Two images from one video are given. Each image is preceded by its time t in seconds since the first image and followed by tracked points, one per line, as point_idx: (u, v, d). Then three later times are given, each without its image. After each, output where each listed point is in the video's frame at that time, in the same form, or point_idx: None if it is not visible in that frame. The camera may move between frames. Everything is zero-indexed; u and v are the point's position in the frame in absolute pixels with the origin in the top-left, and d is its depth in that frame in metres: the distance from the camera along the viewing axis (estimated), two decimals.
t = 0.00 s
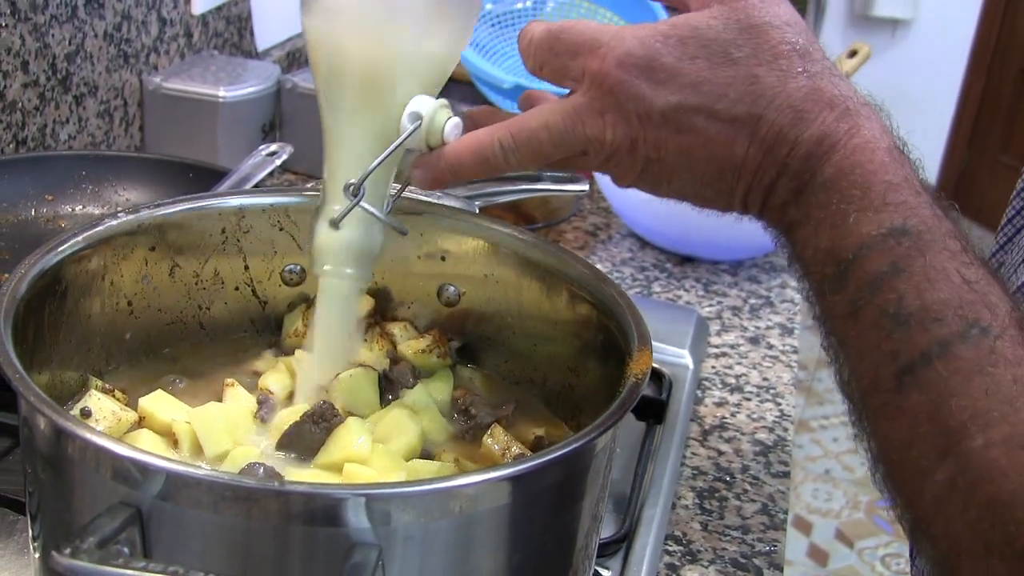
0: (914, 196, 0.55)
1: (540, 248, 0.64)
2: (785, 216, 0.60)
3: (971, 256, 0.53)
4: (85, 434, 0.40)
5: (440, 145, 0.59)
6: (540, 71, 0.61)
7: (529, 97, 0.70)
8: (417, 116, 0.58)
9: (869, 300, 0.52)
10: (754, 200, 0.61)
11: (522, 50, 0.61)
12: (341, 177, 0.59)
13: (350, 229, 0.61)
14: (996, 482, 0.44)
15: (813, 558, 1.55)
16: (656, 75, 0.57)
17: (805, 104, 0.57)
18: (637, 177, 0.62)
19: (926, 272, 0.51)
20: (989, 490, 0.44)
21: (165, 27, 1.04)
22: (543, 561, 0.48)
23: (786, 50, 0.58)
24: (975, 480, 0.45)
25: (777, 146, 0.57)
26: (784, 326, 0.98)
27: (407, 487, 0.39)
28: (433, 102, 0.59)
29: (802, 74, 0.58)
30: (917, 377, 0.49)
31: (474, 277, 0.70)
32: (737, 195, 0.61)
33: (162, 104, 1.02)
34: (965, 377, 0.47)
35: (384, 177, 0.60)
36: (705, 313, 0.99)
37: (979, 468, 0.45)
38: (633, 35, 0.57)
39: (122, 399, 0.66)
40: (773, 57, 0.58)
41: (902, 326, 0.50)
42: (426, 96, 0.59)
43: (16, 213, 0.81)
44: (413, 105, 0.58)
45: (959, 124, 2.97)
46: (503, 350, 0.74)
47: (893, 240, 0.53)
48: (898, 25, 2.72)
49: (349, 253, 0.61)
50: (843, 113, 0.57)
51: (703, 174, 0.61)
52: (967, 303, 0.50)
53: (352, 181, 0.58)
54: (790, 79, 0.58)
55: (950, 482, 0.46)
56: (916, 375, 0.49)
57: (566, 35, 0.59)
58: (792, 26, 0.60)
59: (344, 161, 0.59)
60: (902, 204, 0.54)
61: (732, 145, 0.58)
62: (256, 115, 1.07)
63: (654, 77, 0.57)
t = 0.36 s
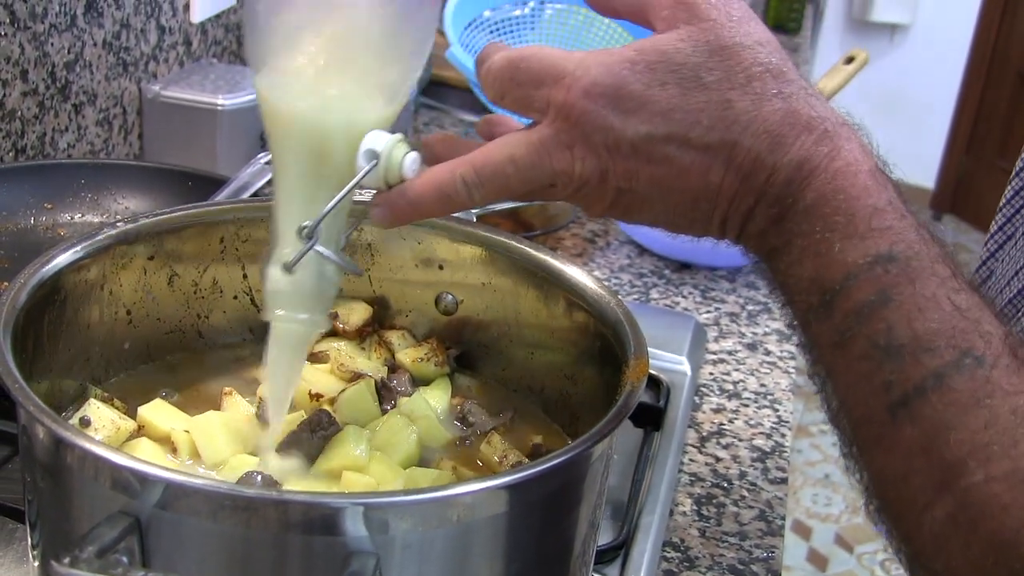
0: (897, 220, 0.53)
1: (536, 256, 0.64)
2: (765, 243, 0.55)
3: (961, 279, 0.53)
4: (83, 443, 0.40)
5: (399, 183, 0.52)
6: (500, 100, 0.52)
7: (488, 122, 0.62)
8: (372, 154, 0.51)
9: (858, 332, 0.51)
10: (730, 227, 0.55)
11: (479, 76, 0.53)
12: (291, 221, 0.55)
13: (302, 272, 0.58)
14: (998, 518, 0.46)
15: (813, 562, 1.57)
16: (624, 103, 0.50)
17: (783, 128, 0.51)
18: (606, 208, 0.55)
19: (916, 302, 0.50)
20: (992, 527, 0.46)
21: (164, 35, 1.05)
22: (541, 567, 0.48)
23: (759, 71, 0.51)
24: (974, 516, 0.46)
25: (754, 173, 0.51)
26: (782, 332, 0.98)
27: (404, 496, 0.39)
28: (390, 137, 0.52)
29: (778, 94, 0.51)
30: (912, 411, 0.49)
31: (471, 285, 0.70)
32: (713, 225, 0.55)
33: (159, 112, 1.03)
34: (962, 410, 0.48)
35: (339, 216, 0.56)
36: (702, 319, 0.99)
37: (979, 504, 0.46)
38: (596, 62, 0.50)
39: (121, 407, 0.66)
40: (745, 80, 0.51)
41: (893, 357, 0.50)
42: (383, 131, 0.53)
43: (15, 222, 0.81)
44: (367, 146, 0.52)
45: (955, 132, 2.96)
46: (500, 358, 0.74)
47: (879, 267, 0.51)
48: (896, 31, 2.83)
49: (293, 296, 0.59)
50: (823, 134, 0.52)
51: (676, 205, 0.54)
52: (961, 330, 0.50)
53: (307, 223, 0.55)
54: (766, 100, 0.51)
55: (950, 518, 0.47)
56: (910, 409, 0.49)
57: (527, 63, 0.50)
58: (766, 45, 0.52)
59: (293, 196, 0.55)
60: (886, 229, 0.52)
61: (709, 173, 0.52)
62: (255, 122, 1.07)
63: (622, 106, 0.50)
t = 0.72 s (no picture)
0: (884, 215, 0.52)
1: (536, 261, 0.65)
2: (744, 238, 0.54)
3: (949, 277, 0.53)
4: (82, 446, 0.40)
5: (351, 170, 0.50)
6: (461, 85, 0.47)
7: (438, 105, 0.54)
8: (324, 138, 0.49)
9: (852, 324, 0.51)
10: (707, 220, 0.53)
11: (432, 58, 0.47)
12: (239, 205, 0.50)
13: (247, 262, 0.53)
14: (992, 526, 0.47)
15: (811, 567, 1.58)
16: (601, 93, 0.46)
17: (767, 120, 0.49)
18: (574, 203, 0.52)
19: (907, 303, 0.51)
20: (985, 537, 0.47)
21: (163, 40, 1.05)
22: (539, 570, 0.48)
23: (740, 60, 0.48)
24: (968, 524, 0.47)
25: (737, 167, 0.49)
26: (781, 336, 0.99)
27: (403, 499, 0.39)
28: (342, 121, 0.50)
29: (760, 84, 0.49)
30: (903, 416, 0.50)
31: (469, 289, 0.70)
32: (689, 219, 0.53)
33: (159, 117, 1.02)
34: (955, 415, 0.49)
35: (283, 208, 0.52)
36: (701, 324, 1.00)
37: (970, 512, 0.47)
38: (569, 48, 0.46)
39: (120, 411, 0.66)
40: (727, 69, 0.48)
41: (883, 361, 0.50)
42: (335, 114, 0.50)
43: (14, 226, 0.81)
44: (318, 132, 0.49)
45: (955, 132, 2.97)
46: (498, 361, 0.74)
47: (867, 266, 0.51)
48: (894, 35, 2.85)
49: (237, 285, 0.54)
50: (807, 125, 0.50)
51: (652, 198, 0.52)
52: (955, 334, 0.50)
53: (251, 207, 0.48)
54: (749, 91, 0.48)
55: (942, 525, 0.48)
56: (901, 415, 0.50)
57: (493, 49, 0.46)
58: (746, 31, 0.50)
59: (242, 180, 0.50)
60: (873, 225, 0.51)
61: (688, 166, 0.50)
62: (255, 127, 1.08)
63: (599, 96, 0.46)
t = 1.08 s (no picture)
0: (928, 222, 0.49)
1: (533, 260, 0.65)
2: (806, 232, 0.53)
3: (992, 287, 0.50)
4: (78, 444, 0.40)
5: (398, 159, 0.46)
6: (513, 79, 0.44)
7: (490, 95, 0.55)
8: (374, 122, 0.46)
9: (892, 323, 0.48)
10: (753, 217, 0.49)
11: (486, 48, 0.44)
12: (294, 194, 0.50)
13: (316, 249, 0.53)
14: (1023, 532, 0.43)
15: (811, 568, 1.58)
16: (647, 87, 0.44)
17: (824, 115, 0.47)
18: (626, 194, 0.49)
19: (944, 307, 0.48)
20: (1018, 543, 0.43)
21: (161, 41, 1.05)
22: (537, 567, 0.48)
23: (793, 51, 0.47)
24: (1000, 530, 0.44)
25: (782, 165, 0.45)
26: (778, 336, 0.99)
27: (398, 496, 0.40)
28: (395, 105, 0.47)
29: (807, 84, 0.45)
30: (937, 420, 0.47)
31: (466, 289, 0.70)
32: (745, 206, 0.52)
33: (156, 118, 1.03)
34: (989, 421, 0.46)
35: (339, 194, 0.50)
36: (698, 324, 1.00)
37: (1003, 518, 0.44)
38: (607, 43, 0.43)
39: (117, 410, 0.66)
40: (775, 69, 0.44)
41: (921, 364, 0.47)
42: (388, 96, 0.47)
43: (12, 226, 0.81)
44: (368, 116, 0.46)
45: (954, 133, 2.98)
46: (496, 361, 0.74)
47: (909, 270, 0.48)
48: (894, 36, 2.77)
49: (296, 280, 0.54)
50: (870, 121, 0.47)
51: (700, 194, 0.48)
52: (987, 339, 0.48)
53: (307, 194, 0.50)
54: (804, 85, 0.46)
55: (973, 530, 0.45)
56: (936, 417, 0.47)
57: (549, 39, 0.43)
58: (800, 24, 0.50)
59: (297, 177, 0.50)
60: (917, 230, 0.48)
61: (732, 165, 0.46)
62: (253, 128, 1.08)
63: (643, 90, 0.44)
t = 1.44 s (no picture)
0: (960, 215, 0.52)
1: (533, 258, 0.65)
2: (829, 226, 0.56)
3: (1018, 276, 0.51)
4: (79, 442, 0.41)
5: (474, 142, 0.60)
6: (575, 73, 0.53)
7: (557, 84, 0.64)
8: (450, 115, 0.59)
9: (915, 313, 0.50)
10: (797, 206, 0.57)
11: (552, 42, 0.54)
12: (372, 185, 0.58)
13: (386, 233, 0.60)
14: None
15: (810, 566, 1.59)
16: (702, 89, 0.52)
17: (854, 118, 0.52)
18: (680, 184, 0.58)
19: (970, 296, 0.49)
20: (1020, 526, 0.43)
21: (159, 41, 1.05)
22: (539, 564, 0.48)
23: (833, 61, 0.53)
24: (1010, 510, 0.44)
25: (824, 161, 0.53)
26: (778, 334, 0.99)
27: (399, 493, 0.40)
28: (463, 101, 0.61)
29: (850, 84, 0.52)
30: (958, 401, 0.47)
31: (466, 288, 0.70)
32: (782, 201, 0.57)
33: (155, 118, 1.03)
34: (1008, 405, 0.46)
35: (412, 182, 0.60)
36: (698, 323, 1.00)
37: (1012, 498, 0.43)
38: (672, 45, 0.52)
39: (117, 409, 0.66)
40: (819, 69, 0.52)
41: (944, 348, 0.49)
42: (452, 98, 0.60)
43: (11, 226, 0.81)
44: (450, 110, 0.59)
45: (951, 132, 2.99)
46: (496, 359, 0.74)
47: (937, 259, 0.50)
48: (891, 36, 2.73)
49: (367, 255, 0.61)
50: (893, 125, 0.53)
51: (747, 185, 0.56)
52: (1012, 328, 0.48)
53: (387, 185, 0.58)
54: (839, 91, 0.52)
55: (986, 509, 0.45)
56: (956, 399, 0.47)
57: (605, 44, 0.52)
58: (840, 32, 0.54)
59: (369, 159, 0.57)
60: (947, 223, 0.52)
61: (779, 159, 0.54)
62: (252, 127, 1.08)
63: (699, 91, 0.52)
